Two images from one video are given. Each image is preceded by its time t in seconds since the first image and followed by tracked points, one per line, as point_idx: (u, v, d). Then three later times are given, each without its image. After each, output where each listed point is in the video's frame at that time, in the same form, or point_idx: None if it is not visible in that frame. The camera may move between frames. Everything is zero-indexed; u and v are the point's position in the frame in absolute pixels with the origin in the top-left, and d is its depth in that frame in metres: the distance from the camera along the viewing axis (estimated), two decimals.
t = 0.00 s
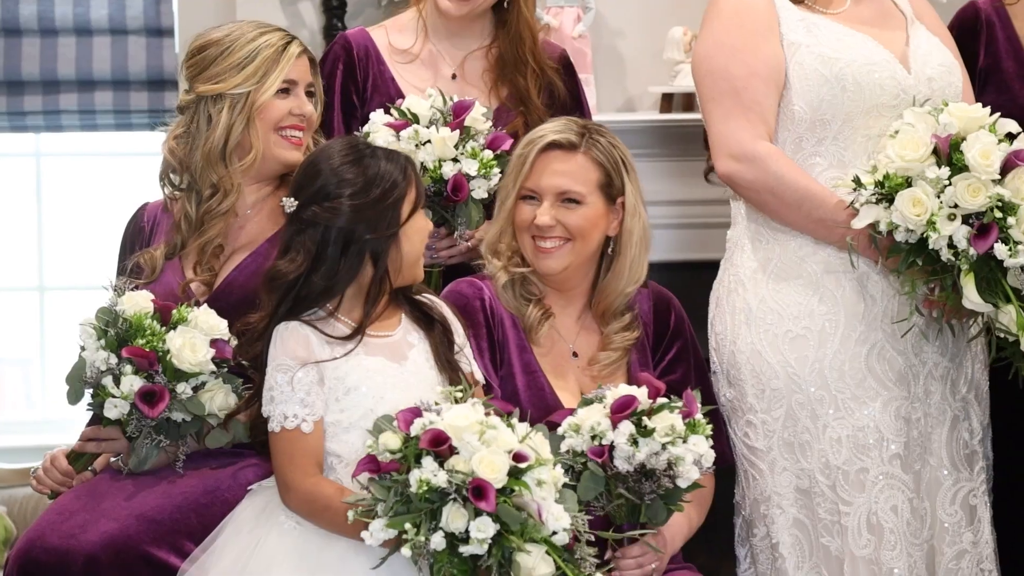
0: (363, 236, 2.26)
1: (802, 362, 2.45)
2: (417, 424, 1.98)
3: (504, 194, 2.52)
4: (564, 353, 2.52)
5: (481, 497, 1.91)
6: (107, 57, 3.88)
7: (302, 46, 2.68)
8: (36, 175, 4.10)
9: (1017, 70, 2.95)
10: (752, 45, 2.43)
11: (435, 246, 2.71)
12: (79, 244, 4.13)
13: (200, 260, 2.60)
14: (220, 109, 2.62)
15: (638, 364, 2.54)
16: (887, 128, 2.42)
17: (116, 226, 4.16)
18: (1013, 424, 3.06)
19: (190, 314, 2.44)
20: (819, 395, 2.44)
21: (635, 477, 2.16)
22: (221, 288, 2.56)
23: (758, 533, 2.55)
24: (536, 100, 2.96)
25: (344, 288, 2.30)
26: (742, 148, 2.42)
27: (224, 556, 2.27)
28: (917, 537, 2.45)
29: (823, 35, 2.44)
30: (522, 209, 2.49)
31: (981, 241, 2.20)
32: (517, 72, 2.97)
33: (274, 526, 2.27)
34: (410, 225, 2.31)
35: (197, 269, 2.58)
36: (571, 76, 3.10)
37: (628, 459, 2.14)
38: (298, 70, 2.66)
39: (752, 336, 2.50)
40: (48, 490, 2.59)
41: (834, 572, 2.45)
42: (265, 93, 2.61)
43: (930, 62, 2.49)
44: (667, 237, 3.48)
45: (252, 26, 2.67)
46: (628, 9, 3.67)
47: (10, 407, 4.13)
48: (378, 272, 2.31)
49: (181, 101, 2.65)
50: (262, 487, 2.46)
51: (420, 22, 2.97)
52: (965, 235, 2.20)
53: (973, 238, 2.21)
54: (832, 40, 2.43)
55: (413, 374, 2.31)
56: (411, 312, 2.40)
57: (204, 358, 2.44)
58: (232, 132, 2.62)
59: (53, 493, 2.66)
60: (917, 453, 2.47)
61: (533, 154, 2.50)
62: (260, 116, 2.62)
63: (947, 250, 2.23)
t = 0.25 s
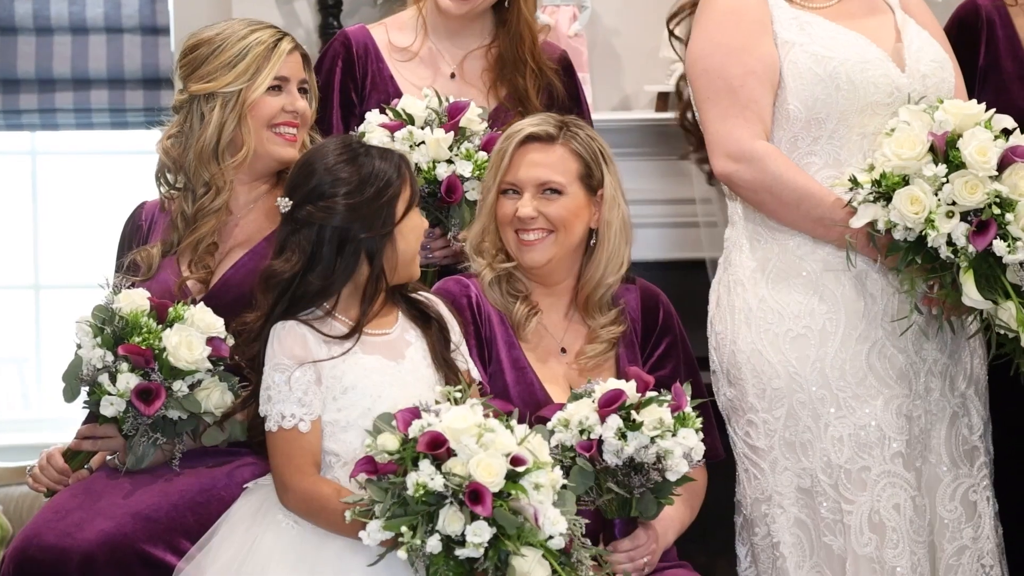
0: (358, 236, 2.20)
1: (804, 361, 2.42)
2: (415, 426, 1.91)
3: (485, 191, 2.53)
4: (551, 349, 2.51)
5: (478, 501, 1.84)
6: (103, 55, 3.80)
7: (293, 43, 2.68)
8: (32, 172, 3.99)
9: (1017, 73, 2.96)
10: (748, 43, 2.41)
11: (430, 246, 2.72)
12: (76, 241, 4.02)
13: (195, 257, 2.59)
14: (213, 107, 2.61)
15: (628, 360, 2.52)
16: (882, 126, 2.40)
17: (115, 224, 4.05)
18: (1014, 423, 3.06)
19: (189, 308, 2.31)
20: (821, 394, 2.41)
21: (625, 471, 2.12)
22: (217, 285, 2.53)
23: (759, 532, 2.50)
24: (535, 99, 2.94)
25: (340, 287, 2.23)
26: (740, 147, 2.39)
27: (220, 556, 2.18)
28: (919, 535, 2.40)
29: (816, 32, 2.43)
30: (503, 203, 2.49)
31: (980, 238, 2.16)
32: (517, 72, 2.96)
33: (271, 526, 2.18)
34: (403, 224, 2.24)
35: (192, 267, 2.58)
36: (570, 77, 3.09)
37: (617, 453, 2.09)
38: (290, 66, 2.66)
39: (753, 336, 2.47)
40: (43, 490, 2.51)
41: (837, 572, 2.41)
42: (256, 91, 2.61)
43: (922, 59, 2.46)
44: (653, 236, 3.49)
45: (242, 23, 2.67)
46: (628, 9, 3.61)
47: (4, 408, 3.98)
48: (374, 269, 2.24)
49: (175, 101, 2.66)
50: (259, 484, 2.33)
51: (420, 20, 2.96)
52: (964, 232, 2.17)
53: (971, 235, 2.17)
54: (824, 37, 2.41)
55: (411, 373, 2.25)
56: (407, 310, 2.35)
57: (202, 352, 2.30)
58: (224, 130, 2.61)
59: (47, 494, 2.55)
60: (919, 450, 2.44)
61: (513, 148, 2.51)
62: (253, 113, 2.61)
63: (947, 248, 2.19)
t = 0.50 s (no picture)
0: (363, 233, 2.20)
1: (803, 362, 2.42)
2: (415, 418, 1.91)
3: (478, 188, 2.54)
4: (548, 347, 2.51)
5: (472, 497, 1.84)
6: (104, 54, 3.81)
7: (299, 43, 2.67)
8: (33, 171, 3.99)
9: None
10: (745, 47, 2.40)
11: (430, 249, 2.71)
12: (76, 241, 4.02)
13: (196, 255, 2.59)
14: (217, 105, 2.61)
15: (627, 358, 2.52)
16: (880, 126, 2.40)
17: (115, 223, 4.05)
18: (1014, 421, 3.07)
19: (188, 308, 2.31)
20: (821, 394, 2.41)
21: (625, 469, 2.12)
22: (218, 284, 2.53)
23: (759, 532, 2.50)
24: (539, 103, 2.95)
25: (344, 283, 2.23)
26: (737, 150, 2.39)
27: (220, 554, 2.18)
28: (920, 534, 2.40)
29: (813, 34, 2.42)
30: (495, 199, 2.50)
31: (978, 237, 2.16)
32: (522, 76, 2.96)
33: (270, 521, 2.19)
34: (408, 223, 2.25)
35: (193, 265, 2.58)
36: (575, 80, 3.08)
37: (618, 452, 2.10)
38: (296, 66, 2.65)
39: (753, 337, 2.47)
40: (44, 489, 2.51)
41: (837, 572, 2.41)
42: (261, 90, 2.61)
43: (923, 58, 2.45)
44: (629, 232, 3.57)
45: (248, 23, 2.67)
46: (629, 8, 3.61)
47: (5, 406, 3.99)
48: (378, 268, 2.24)
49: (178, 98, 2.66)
50: (260, 481, 2.33)
51: (427, 20, 2.96)
52: (962, 230, 2.17)
53: (970, 234, 2.17)
54: (822, 39, 2.41)
55: (412, 371, 2.25)
56: (411, 310, 2.35)
57: (202, 352, 2.30)
58: (229, 129, 2.61)
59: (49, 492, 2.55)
60: (920, 451, 2.43)
61: (504, 144, 2.52)
62: (258, 112, 2.62)
63: (945, 247, 2.19)
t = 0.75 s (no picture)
0: (369, 233, 2.21)
1: (801, 364, 2.42)
2: (430, 420, 1.93)
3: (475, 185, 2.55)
4: (547, 346, 2.51)
5: (482, 504, 1.86)
6: (105, 55, 3.81)
7: (298, 43, 2.67)
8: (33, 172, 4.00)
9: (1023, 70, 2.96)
10: (745, 49, 2.40)
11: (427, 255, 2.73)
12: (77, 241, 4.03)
13: (194, 256, 2.60)
14: (215, 106, 2.62)
15: (626, 360, 2.52)
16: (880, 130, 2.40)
17: (115, 223, 4.06)
18: (1015, 422, 3.07)
19: (187, 310, 2.31)
20: (819, 397, 2.41)
21: (623, 472, 2.13)
22: (219, 286, 2.54)
23: (758, 534, 2.50)
24: (541, 104, 2.95)
25: (348, 283, 2.24)
26: (736, 153, 2.39)
27: (220, 554, 2.18)
28: (918, 537, 2.40)
29: (814, 36, 2.42)
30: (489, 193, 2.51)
31: (976, 241, 2.16)
32: (525, 79, 2.96)
33: (272, 520, 2.19)
34: (414, 224, 2.25)
35: (192, 266, 2.58)
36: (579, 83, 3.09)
37: (615, 454, 2.10)
38: (294, 67, 2.66)
39: (752, 339, 2.47)
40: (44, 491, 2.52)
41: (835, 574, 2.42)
42: (259, 91, 2.61)
43: (925, 60, 2.45)
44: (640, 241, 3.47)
45: (248, 24, 2.67)
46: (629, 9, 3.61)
47: (6, 406, 4.00)
48: (384, 267, 2.25)
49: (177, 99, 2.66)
50: (261, 482, 2.33)
51: (430, 21, 2.96)
52: (960, 234, 2.17)
53: (968, 237, 2.17)
54: (822, 41, 2.41)
55: (415, 373, 2.26)
56: (414, 312, 2.36)
57: (202, 353, 2.30)
58: (227, 130, 2.61)
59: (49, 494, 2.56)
60: (919, 453, 2.44)
61: (500, 139, 2.55)
62: (255, 114, 2.61)
63: (943, 251, 2.20)
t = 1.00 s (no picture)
0: (359, 241, 2.20)
1: (786, 369, 2.41)
2: (428, 427, 1.94)
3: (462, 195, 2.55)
4: (535, 354, 2.50)
5: (477, 513, 1.86)
6: (91, 62, 3.80)
7: (289, 51, 2.67)
8: (18, 179, 3.98)
9: (1009, 78, 2.96)
10: (740, 52, 2.39)
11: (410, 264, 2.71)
12: (62, 249, 4.01)
13: (183, 264, 2.58)
14: (207, 112, 2.59)
15: (614, 369, 2.52)
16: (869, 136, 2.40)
17: (101, 231, 4.04)
18: (1000, 429, 3.08)
19: (174, 317, 2.30)
20: (803, 403, 2.41)
21: (610, 480, 2.12)
22: (205, 293, 2.53)
23: (741, 541, 2.49)
24: (528, 109, 2.94)
25: (337, 292, 2.23)
26: (726, 155, 2.39)
27: (207, 562, 2.19)
28: (900, 545, 2.41)
29: (807, 41, 2.41)
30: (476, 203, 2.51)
31: (962, 247, 2.16)
32: (510, 84, 2.94)
33: (258, 530, 2.18)
34: (404, 231, 2.25)
35: (180, 274, 2.57)
36: (565, 91, 3.07)
37: (603, 462, 2.09)
38: (286, 74, 2.65)
39: (736, 343, 2.46)
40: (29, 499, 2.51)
41: None
42: (252, 99, 2.60)
43: (915, 68, 2.46)
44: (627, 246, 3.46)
45: (239, 32, 2.66)
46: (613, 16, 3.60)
47: None
48: (373, 276, 2.24)
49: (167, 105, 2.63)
50: (247, 491, 2.32)
51: (415, 28, 2.96)
52: (945, 241, 2.16)
53: (953, 244, 2.17)
54: (814, 47, 2.40)
55: (402, 382, 2.25)
56: (400, 321, 2.35)
57: (189, 362, 2.28)
58: (218, 136, 2.59)
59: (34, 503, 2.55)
60: (902, 460, 2.43)
61: (486, 149, 2.54)
62: (248, 120, 2.60)
63: (928, 257, 2.18)
